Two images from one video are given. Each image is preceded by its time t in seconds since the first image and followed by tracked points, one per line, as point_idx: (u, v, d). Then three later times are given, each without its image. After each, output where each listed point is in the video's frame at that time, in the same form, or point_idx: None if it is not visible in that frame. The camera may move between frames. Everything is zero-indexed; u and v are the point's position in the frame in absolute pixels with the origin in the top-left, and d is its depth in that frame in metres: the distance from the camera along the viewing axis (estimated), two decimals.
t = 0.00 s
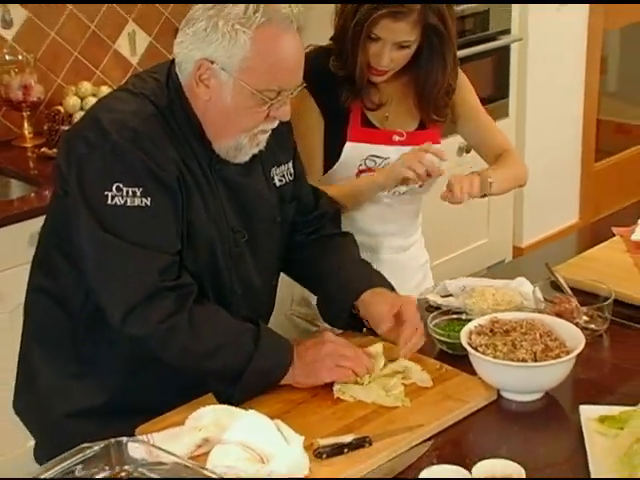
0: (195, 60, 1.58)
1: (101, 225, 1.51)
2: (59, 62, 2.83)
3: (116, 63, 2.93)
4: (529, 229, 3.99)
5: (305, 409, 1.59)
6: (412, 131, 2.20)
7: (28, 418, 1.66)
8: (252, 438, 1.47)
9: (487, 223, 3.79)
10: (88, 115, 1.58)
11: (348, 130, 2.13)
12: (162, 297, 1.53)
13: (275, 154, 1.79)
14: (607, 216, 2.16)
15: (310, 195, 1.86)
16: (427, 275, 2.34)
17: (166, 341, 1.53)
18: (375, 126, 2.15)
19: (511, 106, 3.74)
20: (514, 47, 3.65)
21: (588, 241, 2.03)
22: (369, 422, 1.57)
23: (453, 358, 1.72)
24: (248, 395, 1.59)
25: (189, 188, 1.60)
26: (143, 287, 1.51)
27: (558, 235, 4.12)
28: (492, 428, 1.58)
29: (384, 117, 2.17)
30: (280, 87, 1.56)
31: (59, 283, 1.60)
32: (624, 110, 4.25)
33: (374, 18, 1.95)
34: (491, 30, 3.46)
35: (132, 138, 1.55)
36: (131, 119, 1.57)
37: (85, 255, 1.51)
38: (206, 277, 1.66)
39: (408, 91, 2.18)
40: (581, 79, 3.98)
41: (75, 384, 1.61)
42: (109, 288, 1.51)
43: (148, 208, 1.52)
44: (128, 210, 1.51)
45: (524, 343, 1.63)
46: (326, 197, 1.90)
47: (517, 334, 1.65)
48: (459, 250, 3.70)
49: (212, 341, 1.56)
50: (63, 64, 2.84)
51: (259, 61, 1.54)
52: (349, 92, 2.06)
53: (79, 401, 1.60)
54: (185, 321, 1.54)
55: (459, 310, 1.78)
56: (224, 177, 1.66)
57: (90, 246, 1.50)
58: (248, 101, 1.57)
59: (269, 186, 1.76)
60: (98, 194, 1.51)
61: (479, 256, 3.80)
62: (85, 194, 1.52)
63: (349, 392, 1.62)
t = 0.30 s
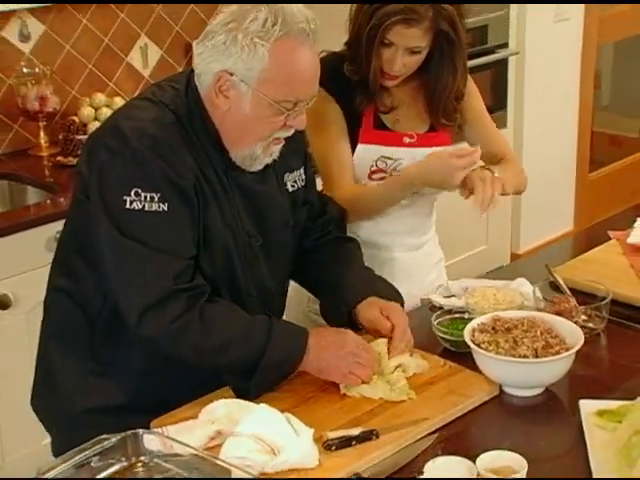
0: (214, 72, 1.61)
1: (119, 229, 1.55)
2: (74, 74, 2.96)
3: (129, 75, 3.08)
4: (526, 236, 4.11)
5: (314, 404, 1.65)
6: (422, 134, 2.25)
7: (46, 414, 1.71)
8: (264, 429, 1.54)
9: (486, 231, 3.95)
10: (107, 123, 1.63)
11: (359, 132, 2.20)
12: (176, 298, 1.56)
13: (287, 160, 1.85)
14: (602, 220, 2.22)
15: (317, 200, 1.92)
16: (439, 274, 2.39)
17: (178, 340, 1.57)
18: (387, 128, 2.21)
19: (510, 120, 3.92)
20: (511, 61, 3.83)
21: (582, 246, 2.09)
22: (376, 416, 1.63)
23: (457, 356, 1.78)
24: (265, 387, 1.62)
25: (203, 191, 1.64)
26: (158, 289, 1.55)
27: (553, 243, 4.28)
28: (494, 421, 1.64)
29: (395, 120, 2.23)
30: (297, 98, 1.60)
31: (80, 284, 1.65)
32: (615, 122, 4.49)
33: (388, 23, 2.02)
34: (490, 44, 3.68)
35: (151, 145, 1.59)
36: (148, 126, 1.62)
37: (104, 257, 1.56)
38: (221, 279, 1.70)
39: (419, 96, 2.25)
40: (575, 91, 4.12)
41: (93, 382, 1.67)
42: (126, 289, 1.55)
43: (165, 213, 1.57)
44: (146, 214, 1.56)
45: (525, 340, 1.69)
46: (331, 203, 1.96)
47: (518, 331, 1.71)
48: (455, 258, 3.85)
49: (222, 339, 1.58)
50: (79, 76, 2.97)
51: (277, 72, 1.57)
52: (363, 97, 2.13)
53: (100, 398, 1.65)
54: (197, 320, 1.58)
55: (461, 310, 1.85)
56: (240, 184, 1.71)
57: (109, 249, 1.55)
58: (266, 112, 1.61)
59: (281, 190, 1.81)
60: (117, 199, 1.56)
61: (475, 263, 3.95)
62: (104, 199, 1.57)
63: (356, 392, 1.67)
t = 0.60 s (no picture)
0: (233, 75, 1.68)
1: (125, 225, 1.62)
2: (90, 85, 3.09)
3: (143, 87, 3.22)
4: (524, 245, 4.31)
5: (323, 399, 1.71)
6: (436, 136, 2.32)
7: (66, 404, 1.78)
8: (276, 422, 1.60)
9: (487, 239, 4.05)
10: (130, 125, 1.71)
11: (375, 136, 2.27)
12: (168, 295, 1.63)
13: (304, 167, 1.92)
14: (602, 225, 2.28)
15: (330, 206, 1.98)
16: (452, 269, 2.45)
17: (172, 332, 1.63)
18: (400, 132, 2.28)
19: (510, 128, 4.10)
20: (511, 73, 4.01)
21: (581, 250, 2.15)
22: (383, 410, 1.69)
23: (462, 352, 1.84)
24: (257, 374, 1.69)
25: (216, 193, 1.71)
26: (155, 284, 1.61)
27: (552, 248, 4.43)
28: (498, 414, 1.70)
29: (407, 123, 2.29)
30: (311, 107, 1.66)
31: (98, 281, 1.72)
32: (612, 134, 4.78)
33: (400, 31, 2.07)
34: (489, 57, 3.89)
35: (168, 146, 1.67)
36: (169, 129, 1.70)
37: (112, 252, 1.63)
38: (236, 279, 1.77)
39: (430, 100, 2.29)
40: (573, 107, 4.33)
41: (109, 378, 1.73)
42: (123, 282, 1.62)
43: (172, 213, 1.63)
44: (152, 213, 1.62)
45: (528, 336, 1.74)
46: (344, 209, 2.02)
47: (521, 328, 1.77)
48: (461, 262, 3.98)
49: (217, 334, 1.64)
50: (93, 90, 3.09)
51: (292, 80, 1.63)
52: (375, 101, 2.19)
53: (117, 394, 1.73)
54: (188, 315, 1.64)
55: (465, 309, 1.91)
56: (256, 187, 1.78)
57: (116, 244, 1.62)
58: (280, 118, 1.67)
59: (296, 194, 1.87)
60: (128, 197, 1.63)
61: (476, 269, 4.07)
62: (118, 197, 1.64)
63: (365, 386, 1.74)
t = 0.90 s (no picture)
0: (242, 84, 1.73)
1: (142, 231, 1.68)
2: (100, 95, 3.23)
3: (151, 96, 3.37)
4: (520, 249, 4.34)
5: (327, 392, 1.77)
6: (437, 140, 2.39)
7: (76, 398, 1.88)
8: (282, 413, 1.66)
9: (483, 243, 4.15)
10: (144, 130, 1.77)
11: (379, 140, 2.35)
12: (191, 297, 1.70)
13: (309, 171, 1.98)
14: (596, 227, 2.35)
15: (336, 209, 2.05)
16: (456, 268, 2.51)
17: (190, 331, 1.70)
18: (403, 136, 2.36)
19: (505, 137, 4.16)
20: (506, 83, 4.08)
21: (574, 251, 2.22)
22: (386, 403, 1.75)
23: (462, 347, 1.91)
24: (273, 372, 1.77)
25: (229, 196, 1.76)
26: (174, 289, 1.67)
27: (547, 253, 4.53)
28: (496, 407, 1.76)
29: (409, 127, 2.37)
30: (317, 115, 1.70)
31: (111, 277, 1.80)
32: (604, 144, 5.01)
33: (402, 39, 2.15)
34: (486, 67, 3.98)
35: (183, 153, 1.72)
36: (182, 135, 1.74)
37: (129, 256, 1.69)
38: (243, 283, 1.82)
39: (431, 106, 2.36)
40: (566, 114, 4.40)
41: (122, 372, 1.82)
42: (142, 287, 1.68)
43: (187, 219, 1.69)
44: (170, 219, 1.68)
45: (526, 332, 1.81)
46: (349, 212, 2.09)
47: (519, 324, 1.83)
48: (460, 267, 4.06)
49: (235, 331, 1.72)
50: (104, 99, 3.24)
51: (299, 89, 1.67)
52: (379, 106, 2.28)
53: (134, 386, 1.81)
54: (208, 314, 1.71)
55: (464, 307, 1.97)
56: (264, 191, 1.83)
57: (133, 248, 1.68)
58: (287, 126, 1.71)
59: (302, 197, 1.93)
60: (144, 204, 1.68)
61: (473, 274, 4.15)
62: (135, 203, 1.69)
63: (367, 381, 1.80)
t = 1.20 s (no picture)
0: (249, 94, 1.79)
1: (156, 229, 1.73)
2: (107, 105, 3.38)
3: (156, 107, 3.53)
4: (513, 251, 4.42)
5: (328, 387, 1.84)
6: (430, 146, 2.48)
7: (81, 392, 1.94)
8: (283, 405, 1.72)
9: (477, 247, 4.23)
10: (152, 136, 1.83)
11: (376, 148, 2.43)
12: (203, 293, 1.76)
13: (312, 175, 2.05)
14: (586, 230, 2.43)
15: (338, 211, 2.12)
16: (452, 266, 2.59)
17: (205, 327, 1.75)
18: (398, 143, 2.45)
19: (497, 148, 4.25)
20: (498, 94, 4.15)
21: (564, 253, 2.29)
22: (384, 397, 1.81)
23: (457, 344, 1.97)
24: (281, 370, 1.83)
25: (235, 197, 1.83)
26: (189, 285, 1.73)
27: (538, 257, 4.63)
28: (491, 400, 1.82)
29: (403, 134, 2.46)
30: (322, 121, 1.77)
31: (121, 279, 1.85)
32: (593, 154, 5.16)
33: (398, 48, 2.23)
34: (479, 78, 4.04)
35: (192, 155, 1.79)
36: (191, 139, 1.81)
37: (143, 254, 1.74)
38: (247, 281, 1.90)
39: (425, 113, 2.46)
40: (554, 123, 4.54)
41: (131, 367, 1.88)
42: (158, 283, 1.74)
43: (199, 217, 1.76)
44: (182, 218, 1.74)
45: (519, 328, 1.87)
46: (352, 213, 2.15)
47: (512, 321, 1.90)
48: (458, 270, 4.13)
49: (247, 328, 1.78)
50: (109, 109, 3.39)
51: (303, 97, 1.74)
52: (375, 113, 2.34)
53: (142, 383, 1.87)
54: (222, 310, 1.77)
55: (459, 305, 2.04)
56: (268, 195, 1.91)
57: (148, 247, 1.73)
58: (293, 132, 1.78)
59: (304, 200, 2.01)
60: (158, 203, 1.74)
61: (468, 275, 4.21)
62: (147, 203, 1.75)
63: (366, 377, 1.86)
